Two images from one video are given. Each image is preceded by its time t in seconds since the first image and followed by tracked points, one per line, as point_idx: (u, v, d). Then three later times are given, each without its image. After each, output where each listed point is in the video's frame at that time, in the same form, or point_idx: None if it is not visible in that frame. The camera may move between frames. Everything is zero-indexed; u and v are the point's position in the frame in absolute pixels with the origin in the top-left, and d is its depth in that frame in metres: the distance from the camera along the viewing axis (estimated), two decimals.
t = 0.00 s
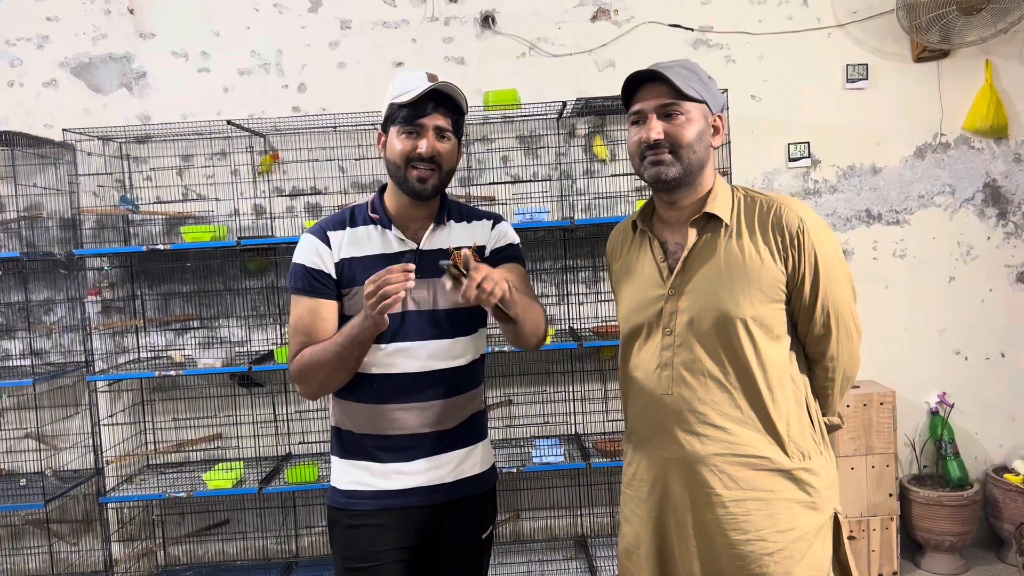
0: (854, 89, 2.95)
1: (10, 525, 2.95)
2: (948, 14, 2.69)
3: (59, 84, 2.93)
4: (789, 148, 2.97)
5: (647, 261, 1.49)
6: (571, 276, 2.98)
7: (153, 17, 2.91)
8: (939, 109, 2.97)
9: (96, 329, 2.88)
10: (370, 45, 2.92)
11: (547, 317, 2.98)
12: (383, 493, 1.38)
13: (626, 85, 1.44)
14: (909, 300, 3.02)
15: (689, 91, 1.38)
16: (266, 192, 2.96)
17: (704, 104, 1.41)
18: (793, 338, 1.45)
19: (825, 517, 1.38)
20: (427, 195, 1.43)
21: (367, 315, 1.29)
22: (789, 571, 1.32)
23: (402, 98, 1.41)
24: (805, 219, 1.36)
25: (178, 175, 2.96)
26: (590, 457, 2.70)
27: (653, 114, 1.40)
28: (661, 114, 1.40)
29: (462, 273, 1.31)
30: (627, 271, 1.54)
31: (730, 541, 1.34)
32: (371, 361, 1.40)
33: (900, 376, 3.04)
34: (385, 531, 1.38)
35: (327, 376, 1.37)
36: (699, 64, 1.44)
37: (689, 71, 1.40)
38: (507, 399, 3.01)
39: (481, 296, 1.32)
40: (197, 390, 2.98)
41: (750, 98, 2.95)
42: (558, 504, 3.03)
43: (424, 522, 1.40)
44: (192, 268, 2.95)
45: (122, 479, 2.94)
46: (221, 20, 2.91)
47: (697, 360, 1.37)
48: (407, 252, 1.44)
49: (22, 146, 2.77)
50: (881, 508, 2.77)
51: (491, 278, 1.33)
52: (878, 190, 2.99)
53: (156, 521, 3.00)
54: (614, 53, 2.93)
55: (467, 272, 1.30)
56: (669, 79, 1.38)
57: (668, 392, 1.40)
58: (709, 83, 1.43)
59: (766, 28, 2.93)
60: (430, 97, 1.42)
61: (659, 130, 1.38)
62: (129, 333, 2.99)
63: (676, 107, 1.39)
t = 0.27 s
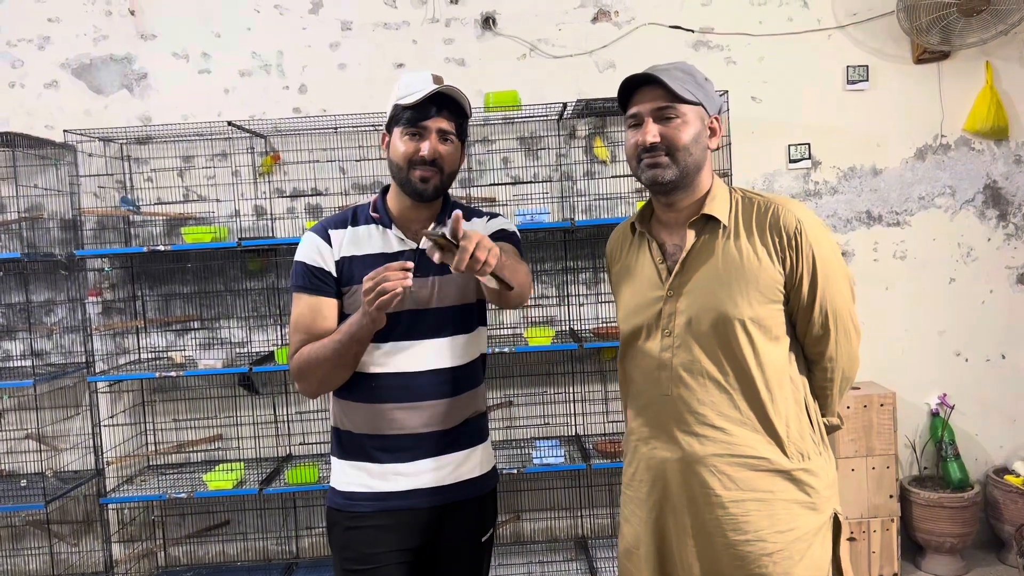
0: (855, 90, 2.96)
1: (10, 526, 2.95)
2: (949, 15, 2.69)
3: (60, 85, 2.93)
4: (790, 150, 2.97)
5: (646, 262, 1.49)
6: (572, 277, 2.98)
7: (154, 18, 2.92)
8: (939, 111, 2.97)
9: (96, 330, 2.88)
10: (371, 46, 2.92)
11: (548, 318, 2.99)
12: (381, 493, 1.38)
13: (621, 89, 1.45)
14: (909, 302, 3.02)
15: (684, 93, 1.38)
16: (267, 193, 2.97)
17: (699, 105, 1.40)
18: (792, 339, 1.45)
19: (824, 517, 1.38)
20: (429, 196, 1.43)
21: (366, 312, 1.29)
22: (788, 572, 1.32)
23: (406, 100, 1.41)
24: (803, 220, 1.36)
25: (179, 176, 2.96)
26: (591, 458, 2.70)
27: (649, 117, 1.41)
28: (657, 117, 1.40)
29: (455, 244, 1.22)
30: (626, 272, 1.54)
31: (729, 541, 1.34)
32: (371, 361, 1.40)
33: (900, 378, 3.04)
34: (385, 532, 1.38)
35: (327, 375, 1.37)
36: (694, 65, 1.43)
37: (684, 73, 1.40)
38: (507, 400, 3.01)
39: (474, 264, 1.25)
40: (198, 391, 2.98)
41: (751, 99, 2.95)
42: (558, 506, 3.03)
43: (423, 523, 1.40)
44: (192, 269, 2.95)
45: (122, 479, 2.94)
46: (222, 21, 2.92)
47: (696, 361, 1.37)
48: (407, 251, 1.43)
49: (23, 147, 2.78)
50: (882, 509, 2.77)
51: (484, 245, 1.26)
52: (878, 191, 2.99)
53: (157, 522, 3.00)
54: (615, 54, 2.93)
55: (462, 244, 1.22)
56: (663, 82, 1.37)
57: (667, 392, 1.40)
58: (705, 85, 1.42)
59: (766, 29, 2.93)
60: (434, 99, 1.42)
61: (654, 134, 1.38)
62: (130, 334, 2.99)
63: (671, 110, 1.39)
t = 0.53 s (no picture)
0: (856, 91, 2.96)
1: (12, 527, 2.96)
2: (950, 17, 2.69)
3: (62, 86, 2.94)
4: (791, 152, 2.97)
5: (647, 263, 1.50)
6: (573, 278, 2.98)
7: (156, 20, 2.92)
8: (940, 112, 2.97)
9: (98, 331, 2.89)
10: (372, 47, 2.93)
11: (549, 319, 2.99)
12: (383, 494, 1.39)
13: (624, 90, 1.45)
14: (910, 303, 3.02)
15: (686, 95, 1.38)
16: (268, 195, 2.97)
17: (700, 108, 1.40)
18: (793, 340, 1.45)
19: (826, 518, 1.38)
20: (431, 198, 1.43)
21: (367, 313, 1.29)
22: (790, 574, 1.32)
23: (412, 101, 1.41)
24: (804, 220, 1.36)
25: (180, 178, 2.96)
26: (592, 459, 2.70)
27: (651, 119, 1.41)
28: (659, 118, 1.40)
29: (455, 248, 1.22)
30: (628, 273, 1.55)
31: (730, 542, 1.34)
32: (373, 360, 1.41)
33: (901, 379, 3.04)
34: (386, 533, 1.39)
35: (330, 375, 1.37)
36: (697, 69, 1.44)
37: (686, 75, 1.40)
38: (509, 401, 3.01)
39: (475, 268, 1.26)
40: (199, 393, 2.99)
41: (752, 101, 2.96)
42: (559, 507, 3.04)
43: (425, 524, 1.40)
44: (193, 270, 2.96)
45: (124, 480, 2.94)
46: (224, 23, 2.92)
47: (697, 361, 1.37)
48: (410, 251, 1.44)
49: (25, 148, 2.78)
50: (883, 511, 2.77)
51: (484, 248, 1.26)
52: (879, 193, 2.99)
53: (158, 523, 3.00)
54: (616, 56, 2.94)
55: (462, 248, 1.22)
56: (665, 84, 1.38)
57: (669, 393, 1.41)
58: (707, 88, 1.43)
59: (767, 31, 2.94)
60: (439, 102, 1.42)
61: (656, 135, 1.39)
62: (131, 335, 2.99)
63: (673, 112, 1.39)
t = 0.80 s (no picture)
0: (857, 93, 2.96)
1: (13, 527, 2.96)
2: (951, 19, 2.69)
3: (64, 88, 2.94)
4: (792, 154, 2.97)
5: (649, 264, 1.50)
6: (574, 280, 2.98)
7: (159, 22, 2.93)
8: (940, 114, 2.97)
9: (99, 332, 2.89)
10: (374, 49, 2.93)
11: (550, 321, 2.99)
12: (387, 494, 1.39)
13: (627, 92, 1.45)
14: (911, 305, 3.02)
15: (688, 97, 1.38)
16: (270, 196, 2.98)
17: (702, 110, 1.41)
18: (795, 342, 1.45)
19: (827, 519, 1.38)
20: (437, 200, 1.43)
21: (378, 308, 1.30)
22: None
23: (420, 106, 1.41)
24: (806, 222, 1.36)
25: (182, 179, 2.97)
26: (593, 461, 2.70)
27: (654, 121, 1.41)
28: (661, 121, 1.40)
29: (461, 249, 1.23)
30: (630, 274, 1.55)
31: (732, 543, 1.34)
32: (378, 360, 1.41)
33: (902, 381, 3.04)
34: (389, 534, 1.39)
35: (337, 372, 1.38)
36: (700, 73, 1.44)
37: (689, 78, 1.41)
38: (510, 403, 3.02)
39: (479, 270, 1.26)
40: (200, 394, 2.99)
41: (753, 102, 2.96)
42: (560, 508, 3.04)
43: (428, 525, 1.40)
44: (195, 271, 2.96)
45: (125, 481, 2.95)
46: (226, 24, 2.93)
47: (699, 362, 1.38)
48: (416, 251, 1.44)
49: (28, 150, 2.79)
50: (884, 513, 2.77)
51: (488, 249, 1.27)
52: (880, 195, 3.00)
53: (159, 524, 3.01)
54: (617, 58, 2.94)
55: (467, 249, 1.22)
56: (667, 87, 1.38)
57: (670, 394, 1.41)
58: (709, 91, 1.43)
59: (769, 33, 2.94)
60: (447, 109, 1.42)
61: (659, 137, 1.39)
62: (133, 336, 3.00)
63: (675, 114, 1.39)
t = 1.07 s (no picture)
0: (857, 94, 2.96)
1: (14, 527, 2.96)
2: (952, 20, 2.69)
3: (65, 88, 2.95)
4: (793, 154, 2.97)
5: (650, 264, 1.50)
6: (574, 280, 2.98)
7: (160, 23, 2.93)
8: (941, 116, 2.97)
9: (100, 332, 2.89)
10: (374, 50, 2.93)
11: (550, 321, 2.99)
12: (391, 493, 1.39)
13: (627, 92, 1.45)
14: (911, 306, 3.02)
15: (687, 98, 1.38)
16: (271, 196, 2.98)
17: (701, 110, 1.41)
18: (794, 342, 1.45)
19: (826, 520, 1.38)
20: (442, 200, 1.44)
21: (385, 304, 1.29)
22: None
23: (425, 106, 1.41)
24: (805, 223, 1.36)
25: (183, 179, 2.97)
26: (593, 461, 2.70)
27: (654, 122, 1.41)
28: (660, 121, 1.40)
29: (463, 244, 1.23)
30: (630, 274, 1.55)
31: (730, 543, 1.35)
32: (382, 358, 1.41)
33: (902, 382, 3.04)
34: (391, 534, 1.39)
35: (343, 369, 1.37)
36: (700, 74, 1.44)
37: (688, 79, 1.41)
38: (510, 403, 3.02)
39: (481, 264, 1.26)
40: (201, 394, 2.99)
41: (754, 103, 2.96)
42: (560, 509, 3.04)
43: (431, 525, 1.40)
44: (196, 271, 2.96)
45: (125, 481, 2.95)
46: (227, 25, 2.93)
47: (698, 362, 1.38)
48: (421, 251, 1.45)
49: (29, 150, 2.79)
50: (884, 513, 2.77)
51: (490, 244, 1.28)
52: (881, 196, 3.00)
53: (159, 525, 3.01)
54: (617, 59, 2.94)
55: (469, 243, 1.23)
56: (665, 88, 1.38)
57: (670, 394, 1.41)
58: (707, 91, 1.43)
59: (769, 34, 2.94)
60: (452, 108, 1.42)
61: (660, 138, 1.39)
62: (133, 336, 3.00)
63: (674, 115, 1.39)
